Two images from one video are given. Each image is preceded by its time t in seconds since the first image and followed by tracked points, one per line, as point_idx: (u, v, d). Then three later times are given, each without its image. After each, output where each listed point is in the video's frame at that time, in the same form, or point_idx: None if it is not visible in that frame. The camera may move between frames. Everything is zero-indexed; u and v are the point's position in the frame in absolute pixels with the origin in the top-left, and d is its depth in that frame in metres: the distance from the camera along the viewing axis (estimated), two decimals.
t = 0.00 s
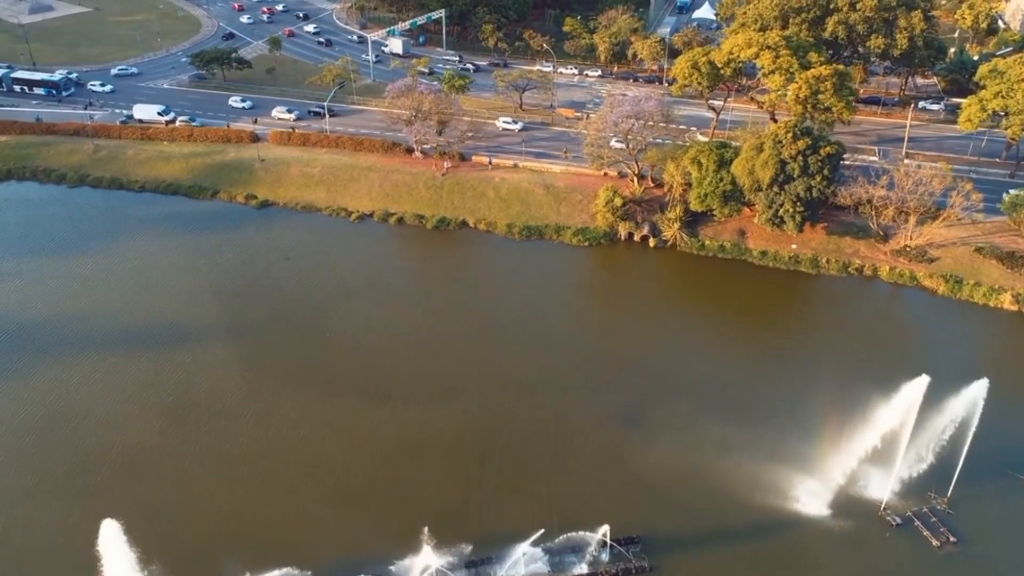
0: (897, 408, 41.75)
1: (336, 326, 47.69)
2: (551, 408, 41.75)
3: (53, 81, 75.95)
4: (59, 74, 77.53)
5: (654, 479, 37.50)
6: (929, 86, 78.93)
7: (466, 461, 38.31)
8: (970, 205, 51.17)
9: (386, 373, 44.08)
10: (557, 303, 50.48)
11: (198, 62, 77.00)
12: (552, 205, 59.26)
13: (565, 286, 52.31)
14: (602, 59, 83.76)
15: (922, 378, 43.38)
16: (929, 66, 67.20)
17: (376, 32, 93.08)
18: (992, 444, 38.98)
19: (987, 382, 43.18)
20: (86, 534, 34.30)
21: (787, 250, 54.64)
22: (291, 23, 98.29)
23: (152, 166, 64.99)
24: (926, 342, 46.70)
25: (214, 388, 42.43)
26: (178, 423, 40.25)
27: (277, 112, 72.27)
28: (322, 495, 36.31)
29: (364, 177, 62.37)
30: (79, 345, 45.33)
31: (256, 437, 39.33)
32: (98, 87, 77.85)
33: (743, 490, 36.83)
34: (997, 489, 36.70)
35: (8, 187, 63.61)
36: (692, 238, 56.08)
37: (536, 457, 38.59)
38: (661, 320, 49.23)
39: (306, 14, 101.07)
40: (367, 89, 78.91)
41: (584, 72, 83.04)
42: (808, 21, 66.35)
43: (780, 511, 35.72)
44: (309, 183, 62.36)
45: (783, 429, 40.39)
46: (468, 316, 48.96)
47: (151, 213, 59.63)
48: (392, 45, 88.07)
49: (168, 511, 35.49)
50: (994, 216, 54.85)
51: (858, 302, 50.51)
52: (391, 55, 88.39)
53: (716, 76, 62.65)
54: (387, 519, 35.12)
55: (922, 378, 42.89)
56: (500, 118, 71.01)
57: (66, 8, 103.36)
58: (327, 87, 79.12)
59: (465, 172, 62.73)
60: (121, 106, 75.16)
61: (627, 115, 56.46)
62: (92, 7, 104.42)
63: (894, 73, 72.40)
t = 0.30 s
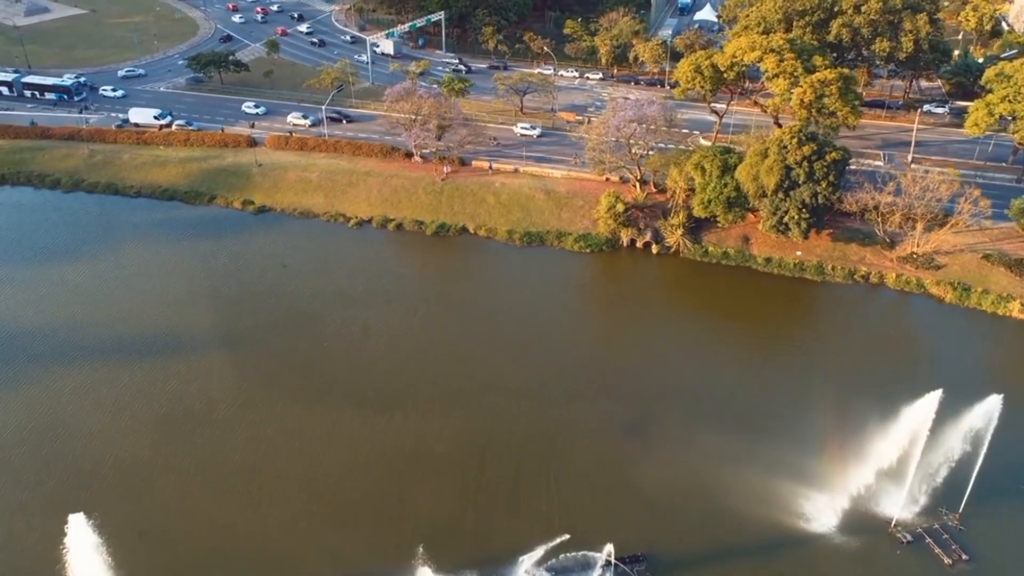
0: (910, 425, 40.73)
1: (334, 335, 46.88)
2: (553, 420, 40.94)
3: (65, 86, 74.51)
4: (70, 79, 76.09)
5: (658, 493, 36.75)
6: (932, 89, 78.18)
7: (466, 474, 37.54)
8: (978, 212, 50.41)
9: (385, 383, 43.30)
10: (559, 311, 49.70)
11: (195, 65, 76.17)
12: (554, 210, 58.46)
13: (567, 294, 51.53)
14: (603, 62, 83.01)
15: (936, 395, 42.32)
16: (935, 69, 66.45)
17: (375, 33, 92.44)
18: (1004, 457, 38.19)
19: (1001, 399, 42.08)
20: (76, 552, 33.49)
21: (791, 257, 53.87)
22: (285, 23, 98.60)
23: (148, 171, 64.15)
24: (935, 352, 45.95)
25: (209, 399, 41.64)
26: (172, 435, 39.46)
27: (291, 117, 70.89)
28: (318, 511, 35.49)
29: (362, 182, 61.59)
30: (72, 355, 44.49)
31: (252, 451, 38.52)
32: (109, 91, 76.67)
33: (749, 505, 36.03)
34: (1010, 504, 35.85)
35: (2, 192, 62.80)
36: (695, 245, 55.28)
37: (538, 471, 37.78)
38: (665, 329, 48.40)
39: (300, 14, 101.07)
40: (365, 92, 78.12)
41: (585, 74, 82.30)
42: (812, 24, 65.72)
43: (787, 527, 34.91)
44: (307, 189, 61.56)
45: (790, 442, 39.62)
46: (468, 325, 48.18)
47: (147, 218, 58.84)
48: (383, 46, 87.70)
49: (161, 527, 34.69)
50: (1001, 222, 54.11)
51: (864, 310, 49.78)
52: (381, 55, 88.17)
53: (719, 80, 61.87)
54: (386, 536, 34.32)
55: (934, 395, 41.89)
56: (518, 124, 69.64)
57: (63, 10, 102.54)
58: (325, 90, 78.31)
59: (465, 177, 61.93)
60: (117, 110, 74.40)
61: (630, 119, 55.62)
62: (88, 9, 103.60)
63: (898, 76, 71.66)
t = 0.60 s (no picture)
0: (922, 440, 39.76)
1: (331, 345, 46.07)
2: (555, 433, 40.13)
3: (77, 91, 73.12)
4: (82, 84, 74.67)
5: (662, 508, 35.94)
6: (937, 92, 77.35)
7: (465, 489, 36.70)
8: (987, 218, 49.61)
9: (383, 394, 42.49)
10: (561, 320, 48.90)
11: (192, 68, 75.33)
12: (555, 216, 57.65)
13: (569, 302, 50.72)
14: (605, 64, 82.20)
15: (949, 410, 41.35)
16: (940, 72, 65.65)
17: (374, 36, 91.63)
18: (1016, 471, 37.35)
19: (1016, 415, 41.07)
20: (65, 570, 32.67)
21: (797, 264, 53.06)
22: (280, 23, 98.59)
23: (144, 176, 63.33)
24: (943, 362, 45.15)
25: (204, 411, 40.83)
26: (166, 448, 38.66)
27: (306, 123, 69.88)
28: (314, 527, 34.66)
29: (361, 187, 60.75)
30: (64, 365, 43.66)
31: (247, 464, 37.70)
32: (123, 96, 75.09)
33: (756, 522, 35.22)
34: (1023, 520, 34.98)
35: None
36: (699, 251, 54.41)
37: (539, 486, 36.97)
38: (668, 338, 47.58)
39: (294, 14, 100.92)
40: (364, 95, 77.30)
41: (586, 77, 81.51)
42: (816, 27, 65.01)
43: (795, 544, 34.08)
44: (305, 195, 60.73)
45: (797, 455, 38.84)
46: (468, 334, 47.36)
47: (142, 225, 58.02)
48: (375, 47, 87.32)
49: (153, 543, 33.87)
50: (1009, 229, 53.29)
51: (870, 318, 48.99)
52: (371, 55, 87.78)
53: (723, 84, 61.03)
54: (383, 554, 33.47)
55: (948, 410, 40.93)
56: (536, 130, 68.54)
57: (59, 12, 101.69)
58: (323, 93, 77.48)
59: (465, 182, 61.10)
60: (113, 113, 73.54)
61: (633, 124, 54.81)
62: (84, 10, 102.76)
63: (903, 79, 70.84)
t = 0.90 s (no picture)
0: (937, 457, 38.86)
1: (329, 355, 45.30)
2: (556, 446, 39.33)
3: (89, 96, 72.17)
4: (95, 88, 73.72)
5: (666, 524, 35.14)
6: (942, 95, 76.60)
7: (465, 504, 35.94)
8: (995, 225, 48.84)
9: (382, 405, 41.76)
10: (562, 329, 48.12)
11: (189, 70, 74.50)
12: (557, 222, 56.88)
13: (571, 310, 49.95)
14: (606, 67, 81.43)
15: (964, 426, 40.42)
16: (946, 75, 64.86)
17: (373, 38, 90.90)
18: None
19: None
20: None
21: (802, 271, 52.30)
22: (275, 23, 98.57)
23: (140, 181, 62.52)
24: (952, 372, 44.34)
25: (198, 423, 40.06)
26: (159, 462, 37.89)
27: (323, 129, 68.52)
28: (310, 545, 33.86)
29: (360, 193, 59.96)
30: (56, 376, 42.87)
31: (242, 479, 36.94)
32: (136, 102, 74.07)
33: (762, 539, 34.43)
34: None
35: None
36: (703, 258, 53.66)
37: (540, 501, 36.17)
38: (672, 347, 46.81)
39: (289, 14, 100.77)
40: (363, 99, 76.55)
41: (587, 80, 80.74)
42: (820, 29, 64.39)
43: (803, 562, 33.28)
44: (304, 200, 59.95)
45: (804, 469, 38.07)
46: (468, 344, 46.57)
47: (138, 230, 57.23)
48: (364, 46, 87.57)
49: (144, 561, 33.10)
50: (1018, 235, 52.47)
51: (876, 326, 48.24)
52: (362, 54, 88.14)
53: (726, 87, 60.20)
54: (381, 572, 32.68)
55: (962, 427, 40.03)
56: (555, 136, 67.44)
57: (56, 14, 100.87)
58: (322, 96, 76.68)
59: (466, 187, 60.31)
60: (109, 117, 72.74)
61: (635, 129, 54.03)
62: (81, 12, 101.96)
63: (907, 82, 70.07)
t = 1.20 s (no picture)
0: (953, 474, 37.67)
1: (328, 365, 44.51)
2: (559, 459, 38.53)
3: (102, 102, 71.08)
4: (108, 94, 72.46)
5: (672, 540, 34.32)
6: (947, 98, 75.80)
7: (466, 519, 35.11)
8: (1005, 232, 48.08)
9: (380, 417, 40.93)
10: (564, 337, 47.36)
11: (186, 73, 73.61)
12: (559, 228, 56.09)
13: (573, 318, 49.20)
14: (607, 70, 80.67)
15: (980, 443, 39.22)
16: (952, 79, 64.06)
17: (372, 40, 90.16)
18: None
19: None
20: None
21: (808, 278, 51.53)
22: (270, 23, 98.38)
23: (136, 186, 61.71)
24: (961, 382, 43.56)
25: (194, 436, 39.28)
26: (153, 476, 37.12)
27: (341, 135, 67.27)
28: (307, 562, 33.04)
29: (359, 198, 59.15)
30: (48, 386, 42.08)
31: (238, 493, 36.15)
32: (149, 107, 72.80)
33: (770, 556, 33.65)
34: None
35: None
36: (707, 264, 52.90)
37: (543, 515, 35.33)
38: (676, 357, 46.01)
39: (283, 14, 100.41)
40: (362, 102, 75.77)
41: (589, 82, 79.95)
42: (825, 32, 63.75)
43: None
44: (302, 206, 59.14)
45: (813, 482, 37.30)
46: (469, 353, 45.80)
47: (133, 237, 56.44)
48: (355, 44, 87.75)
49: None
50: None
51: (883, 335, 47.43)
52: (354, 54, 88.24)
53: (730, 91, 59.33)
54: None
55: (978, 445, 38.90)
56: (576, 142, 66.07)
57: (53, 16, 100.10)
58: (321, 100, 75.89)
59: (467, 193, 59.48)
60: (105, 121, 71.95)
61: (639, 134, 53.26)
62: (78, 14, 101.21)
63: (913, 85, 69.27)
